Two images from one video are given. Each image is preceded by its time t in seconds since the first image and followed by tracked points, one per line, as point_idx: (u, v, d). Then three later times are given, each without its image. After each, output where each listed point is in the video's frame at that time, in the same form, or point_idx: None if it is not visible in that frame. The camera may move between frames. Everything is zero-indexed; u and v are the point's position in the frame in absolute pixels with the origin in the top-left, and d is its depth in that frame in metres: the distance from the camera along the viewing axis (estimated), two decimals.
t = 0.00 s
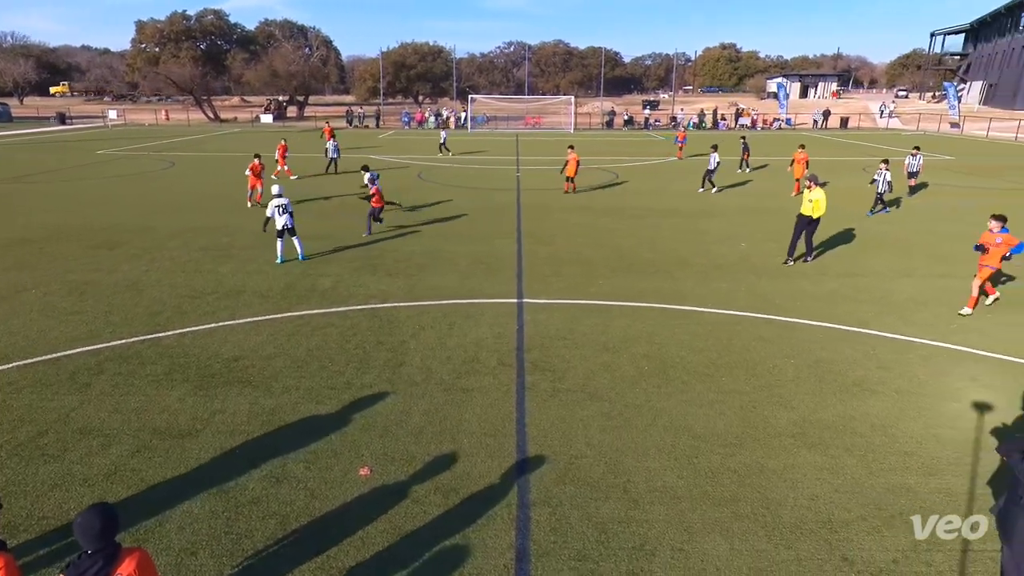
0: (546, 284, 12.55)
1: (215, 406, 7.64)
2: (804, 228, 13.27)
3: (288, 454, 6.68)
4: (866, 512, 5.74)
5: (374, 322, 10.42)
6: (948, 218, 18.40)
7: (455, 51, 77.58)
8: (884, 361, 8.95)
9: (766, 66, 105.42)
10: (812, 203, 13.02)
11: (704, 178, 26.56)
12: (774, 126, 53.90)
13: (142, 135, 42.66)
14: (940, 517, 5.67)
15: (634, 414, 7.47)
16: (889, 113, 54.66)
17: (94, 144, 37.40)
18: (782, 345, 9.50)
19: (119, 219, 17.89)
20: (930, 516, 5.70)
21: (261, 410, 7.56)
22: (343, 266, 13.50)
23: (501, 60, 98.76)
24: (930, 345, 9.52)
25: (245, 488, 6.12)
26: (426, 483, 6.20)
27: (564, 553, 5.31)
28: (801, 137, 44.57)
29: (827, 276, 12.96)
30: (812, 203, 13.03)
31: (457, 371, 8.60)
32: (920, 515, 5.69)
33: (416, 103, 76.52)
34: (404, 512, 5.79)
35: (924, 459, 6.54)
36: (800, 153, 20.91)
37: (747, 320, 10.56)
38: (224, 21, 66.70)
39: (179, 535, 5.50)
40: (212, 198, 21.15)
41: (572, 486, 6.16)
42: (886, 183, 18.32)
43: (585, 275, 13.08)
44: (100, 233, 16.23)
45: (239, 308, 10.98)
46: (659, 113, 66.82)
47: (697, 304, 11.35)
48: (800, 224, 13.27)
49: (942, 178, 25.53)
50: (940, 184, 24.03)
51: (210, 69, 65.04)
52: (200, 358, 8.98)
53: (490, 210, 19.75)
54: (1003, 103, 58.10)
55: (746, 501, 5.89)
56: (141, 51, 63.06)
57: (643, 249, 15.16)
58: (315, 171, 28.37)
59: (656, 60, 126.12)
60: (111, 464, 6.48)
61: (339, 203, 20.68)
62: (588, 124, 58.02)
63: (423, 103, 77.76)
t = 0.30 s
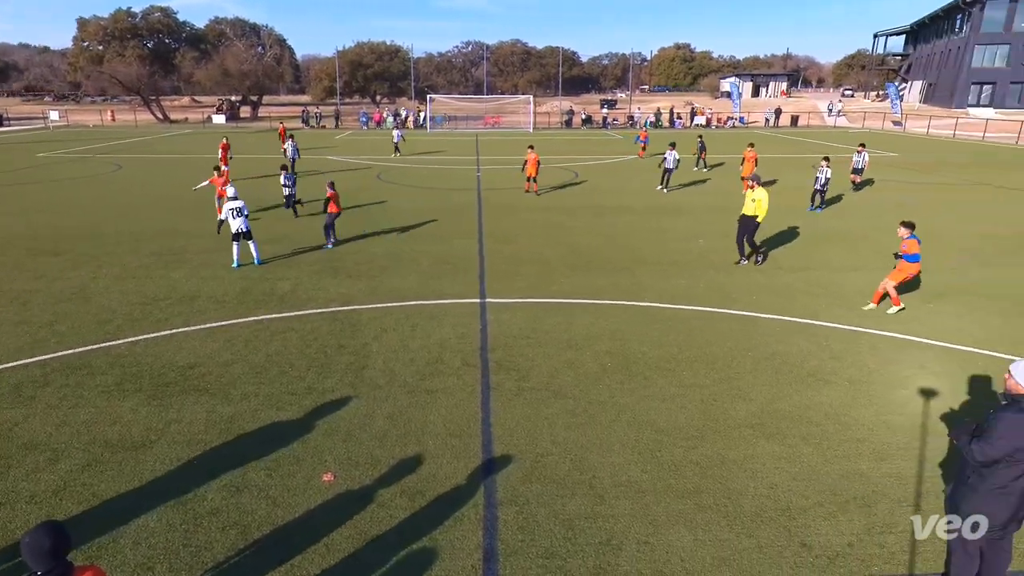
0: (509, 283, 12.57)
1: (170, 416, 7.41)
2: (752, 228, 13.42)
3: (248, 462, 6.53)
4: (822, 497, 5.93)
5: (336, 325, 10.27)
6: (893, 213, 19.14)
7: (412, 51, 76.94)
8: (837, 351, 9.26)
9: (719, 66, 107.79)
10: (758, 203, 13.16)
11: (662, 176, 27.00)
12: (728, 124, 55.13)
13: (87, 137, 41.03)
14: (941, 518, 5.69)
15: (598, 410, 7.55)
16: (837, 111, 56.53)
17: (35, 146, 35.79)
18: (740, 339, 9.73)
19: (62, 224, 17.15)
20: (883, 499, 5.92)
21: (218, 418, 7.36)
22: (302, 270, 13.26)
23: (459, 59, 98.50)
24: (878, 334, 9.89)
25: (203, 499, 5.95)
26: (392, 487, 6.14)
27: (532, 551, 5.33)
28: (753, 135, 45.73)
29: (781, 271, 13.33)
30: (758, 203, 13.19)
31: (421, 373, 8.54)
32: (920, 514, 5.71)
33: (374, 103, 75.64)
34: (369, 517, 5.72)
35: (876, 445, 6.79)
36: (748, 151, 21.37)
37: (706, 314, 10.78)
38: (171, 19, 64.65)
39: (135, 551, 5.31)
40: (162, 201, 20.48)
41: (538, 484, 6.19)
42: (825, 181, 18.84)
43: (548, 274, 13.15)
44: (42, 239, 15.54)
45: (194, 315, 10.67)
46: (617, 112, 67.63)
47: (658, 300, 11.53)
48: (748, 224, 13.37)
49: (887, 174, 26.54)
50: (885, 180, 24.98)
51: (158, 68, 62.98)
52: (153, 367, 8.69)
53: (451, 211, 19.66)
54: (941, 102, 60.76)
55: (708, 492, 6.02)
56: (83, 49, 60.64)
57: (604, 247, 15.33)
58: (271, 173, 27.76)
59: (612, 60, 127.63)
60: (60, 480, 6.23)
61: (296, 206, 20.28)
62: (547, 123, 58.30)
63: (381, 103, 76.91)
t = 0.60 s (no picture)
0: (461, 284, 12.53)
1: (110, 432, 7.08)
2: (697, 225, 13.70)
3: (195, 477, 6.30)
4: (770, 484, 6.14)
5: (284, 331, 10.00)
6: (829, 207, 19.99)
7: (357, 50, 75.68)
8: (780, 342, 9.61)
9: (662, 67, 110.15)
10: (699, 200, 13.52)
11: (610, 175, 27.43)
12: (672, 123, 56.38)
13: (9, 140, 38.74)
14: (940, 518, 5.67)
15: (553, 408, 7.61)
16: (774, 110, 58.59)
17: None
18: (689, 333, 9.96)
19: None
20: (827, 483, 6.17)
21: (162, 432, 7.08)
22: (247, 275, 12.88)
23: (405, 60, 97.47)
24: (818, 325, 10.31)
25: (148, 516, 5.72)
26: (347, 494, 6.04)
27: (491, 551, 5.33)
28: (697, 134, 46.94)
29: (726, 266, 13.74)
30: (698, 200, 13.58)
31: (374, 377, 8.42)
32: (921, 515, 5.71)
33: (318, 103, 74.04)
34: (325, 526, 5.61)
35: (818, 430, 7.07)
36: (689, 150, 21.89)
37: (656, 310, 10.99)
38: (100, 16, 61.67)
39: None
40: (95, 207, 19.52)
41: (496, 484, 6.19)
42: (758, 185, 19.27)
43: (501, 274, 13.17)
44: None
45: (133, 325, 10.23)
46: (564, 112, 68.15)
47: (609, 297, 11.71)
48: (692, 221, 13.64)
49: (824, 170, 27.66)
50: (820, 177, 26.06)
51: (86, 67, 59.95)
52: (90, 381, 8.29)
53: (401, 212, 19.44)
54: (870, 101, 63.76)
55: (662, 484, 6.15)
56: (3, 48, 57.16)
57: (555, 246, 15.47)
58: (212, 176, 26.86)
59: (558, 60, 128.78)
60: None
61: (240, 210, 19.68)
62: (495, 123, 58.34)
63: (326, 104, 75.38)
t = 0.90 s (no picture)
0: (407, 285, 12.41)
1: (34, 454, 6.66)
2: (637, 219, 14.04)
3: (130, 496, 6.00)
4: (714, 471, 6.34)
5: (223, 340, 9.65)
6: (761, 202, 20.81)
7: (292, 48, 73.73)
8: (719, 333, 9.94)
9: (600, 67, 112.01)
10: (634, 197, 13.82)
11: (553, 173, 27.71)
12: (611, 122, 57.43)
13: None
14: (940, 518, 5.64)
15: (503, 407, 7.62)
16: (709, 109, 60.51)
17: None
18: (634, 327, 10.18)
19: None
20: (768, 467, 6.41)
21: (92, 451, 6.71)
22: (182, 283, 12.38)
23: (343, 59, 95.65)
24: (754, 315, 10.71)
25: (79, 540, 5.41)
26: (294, 505, 5.88)
27: (445, 554, 5.30)
28: (635, 133, 47.98)
29: (667, 261, 14.10)
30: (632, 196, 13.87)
31: (320, 384, 8.22)
32: (921, 515, 5.68)
33: (253, 103, 71.75)
34: (272, 539, 5.44)
35: (757, 418, 7.35)
36: (625, 147, 22.29)
37: (601, 306, 11.17)
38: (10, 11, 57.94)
39: None
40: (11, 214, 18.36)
41: (448, 486, 6.16)
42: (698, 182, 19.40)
43: (448, 274, 13.10)
44: None
45: (57, 338, 9.66)
46: (505, 111, 68.38)
47: (554, 295, 11.83)
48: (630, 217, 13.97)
49: (756, 167, 28.72)
50: (753, 173, 27.07)
51: None
52: (9, 401, 7.77)
53: (343, 214, 19.07)
54: (797, 100, 66.62)
55: (612, 477, 6.26)
56: None
57: (500, 245, 15.52)
58: (140, 179, 25.67)
59: (499, 60, 129.12)
60: None
61: (172, 214, 18.89)
62: (437, 123, 57.99)
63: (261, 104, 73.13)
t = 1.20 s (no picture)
0: (348, 288, 12.18)
1: None
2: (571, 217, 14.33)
3: (56, 521, 5.64)
4: (659, 462, 6.49)
5: (154, 353, 9.19)
6: (696, 199, 21.47)
7: (220, 47, 71.05)
8: (660, 327, 10.20)
9: (538, 67, 113.21)
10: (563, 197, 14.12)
11: (494, 173, 27.77)
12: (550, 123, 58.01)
13: None
14: (939, 518, 5.63)
15: (451, 409, 7.58)
16: (644, 109, 61.97)
17: None
18: (578, 324, 10.32)
19: None
20: (709, 455, 6.62)
21: (11, 476, 6.27)
22: (107, 293, 11.75)
23: (274, 59, 92.85)
24: (693, 308, 11.04)
25: None
26: (235, 520, 5.67)
27: (395, 561, 5.23)
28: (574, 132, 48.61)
29: (608, 257, 14.35)
30: (564, 195, 14.16)
31: (259, 394, 7.95)
32: (919, 515, 5.65)
33: (179, 104, 68.74)
34: (213, 557, 5.23)
35: (699, 408, 7.57)
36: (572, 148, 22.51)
37: (545, 304, 11.27)
38: None
39: None
40: None
41: (397, 491, 6.08)
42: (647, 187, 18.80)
43: (390, 277, 12.93)
44: None
45: None
46: (444, 112, 68.01)
47: (498, 294, 11.87)
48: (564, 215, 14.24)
49: (690, 165, 29.59)
50: (688, 171, 27.89)
51: None
52: None
53: (279, 218, 18.54)
54: (727, 100, 69.04)
55: (561, 473, 6.32)
56: None
57: (442, 246, 15.43)
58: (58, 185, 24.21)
59: (436, 60, 128.35)
60: None
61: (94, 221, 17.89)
62: (375, 124, 57.13)
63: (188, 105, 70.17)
